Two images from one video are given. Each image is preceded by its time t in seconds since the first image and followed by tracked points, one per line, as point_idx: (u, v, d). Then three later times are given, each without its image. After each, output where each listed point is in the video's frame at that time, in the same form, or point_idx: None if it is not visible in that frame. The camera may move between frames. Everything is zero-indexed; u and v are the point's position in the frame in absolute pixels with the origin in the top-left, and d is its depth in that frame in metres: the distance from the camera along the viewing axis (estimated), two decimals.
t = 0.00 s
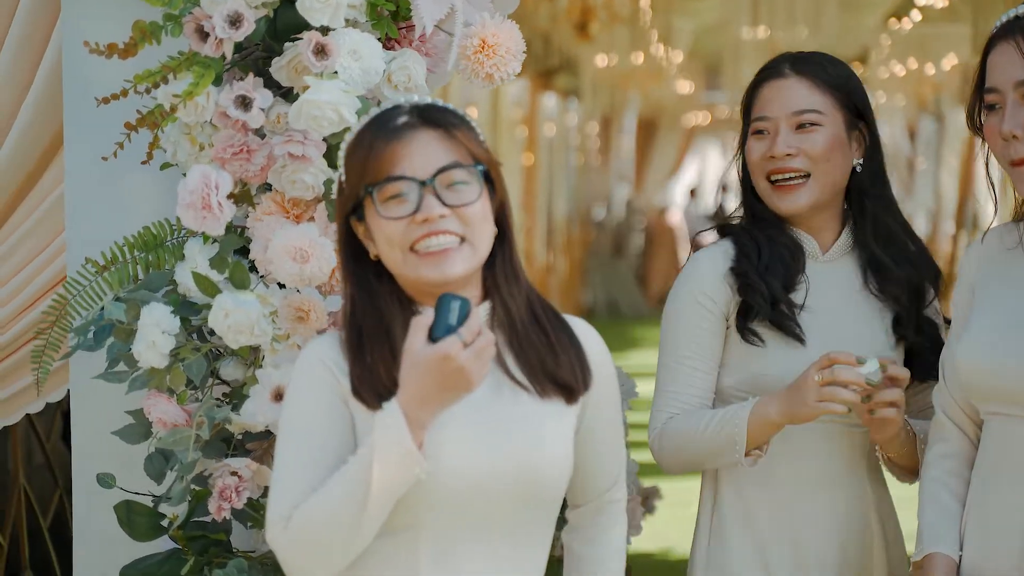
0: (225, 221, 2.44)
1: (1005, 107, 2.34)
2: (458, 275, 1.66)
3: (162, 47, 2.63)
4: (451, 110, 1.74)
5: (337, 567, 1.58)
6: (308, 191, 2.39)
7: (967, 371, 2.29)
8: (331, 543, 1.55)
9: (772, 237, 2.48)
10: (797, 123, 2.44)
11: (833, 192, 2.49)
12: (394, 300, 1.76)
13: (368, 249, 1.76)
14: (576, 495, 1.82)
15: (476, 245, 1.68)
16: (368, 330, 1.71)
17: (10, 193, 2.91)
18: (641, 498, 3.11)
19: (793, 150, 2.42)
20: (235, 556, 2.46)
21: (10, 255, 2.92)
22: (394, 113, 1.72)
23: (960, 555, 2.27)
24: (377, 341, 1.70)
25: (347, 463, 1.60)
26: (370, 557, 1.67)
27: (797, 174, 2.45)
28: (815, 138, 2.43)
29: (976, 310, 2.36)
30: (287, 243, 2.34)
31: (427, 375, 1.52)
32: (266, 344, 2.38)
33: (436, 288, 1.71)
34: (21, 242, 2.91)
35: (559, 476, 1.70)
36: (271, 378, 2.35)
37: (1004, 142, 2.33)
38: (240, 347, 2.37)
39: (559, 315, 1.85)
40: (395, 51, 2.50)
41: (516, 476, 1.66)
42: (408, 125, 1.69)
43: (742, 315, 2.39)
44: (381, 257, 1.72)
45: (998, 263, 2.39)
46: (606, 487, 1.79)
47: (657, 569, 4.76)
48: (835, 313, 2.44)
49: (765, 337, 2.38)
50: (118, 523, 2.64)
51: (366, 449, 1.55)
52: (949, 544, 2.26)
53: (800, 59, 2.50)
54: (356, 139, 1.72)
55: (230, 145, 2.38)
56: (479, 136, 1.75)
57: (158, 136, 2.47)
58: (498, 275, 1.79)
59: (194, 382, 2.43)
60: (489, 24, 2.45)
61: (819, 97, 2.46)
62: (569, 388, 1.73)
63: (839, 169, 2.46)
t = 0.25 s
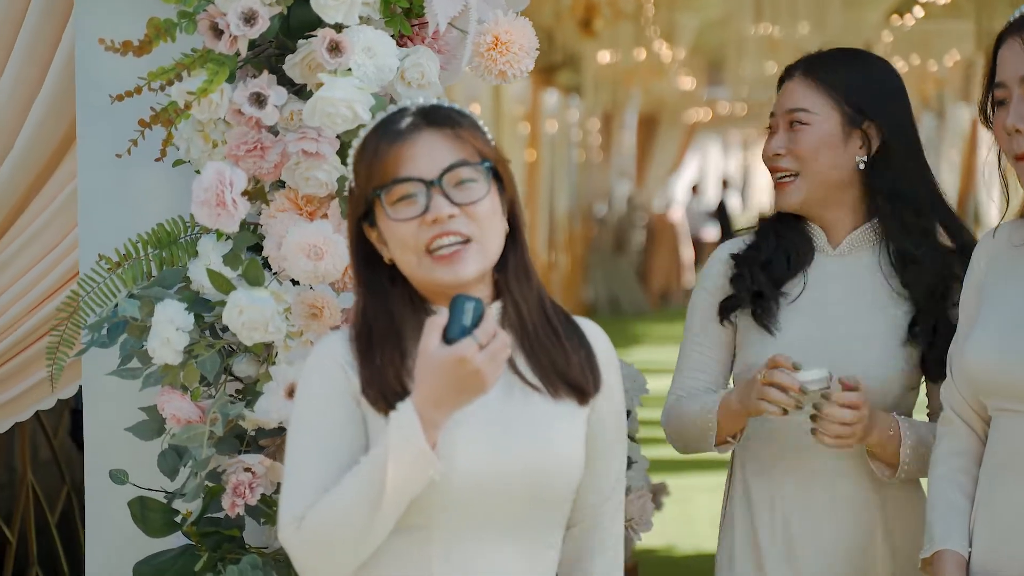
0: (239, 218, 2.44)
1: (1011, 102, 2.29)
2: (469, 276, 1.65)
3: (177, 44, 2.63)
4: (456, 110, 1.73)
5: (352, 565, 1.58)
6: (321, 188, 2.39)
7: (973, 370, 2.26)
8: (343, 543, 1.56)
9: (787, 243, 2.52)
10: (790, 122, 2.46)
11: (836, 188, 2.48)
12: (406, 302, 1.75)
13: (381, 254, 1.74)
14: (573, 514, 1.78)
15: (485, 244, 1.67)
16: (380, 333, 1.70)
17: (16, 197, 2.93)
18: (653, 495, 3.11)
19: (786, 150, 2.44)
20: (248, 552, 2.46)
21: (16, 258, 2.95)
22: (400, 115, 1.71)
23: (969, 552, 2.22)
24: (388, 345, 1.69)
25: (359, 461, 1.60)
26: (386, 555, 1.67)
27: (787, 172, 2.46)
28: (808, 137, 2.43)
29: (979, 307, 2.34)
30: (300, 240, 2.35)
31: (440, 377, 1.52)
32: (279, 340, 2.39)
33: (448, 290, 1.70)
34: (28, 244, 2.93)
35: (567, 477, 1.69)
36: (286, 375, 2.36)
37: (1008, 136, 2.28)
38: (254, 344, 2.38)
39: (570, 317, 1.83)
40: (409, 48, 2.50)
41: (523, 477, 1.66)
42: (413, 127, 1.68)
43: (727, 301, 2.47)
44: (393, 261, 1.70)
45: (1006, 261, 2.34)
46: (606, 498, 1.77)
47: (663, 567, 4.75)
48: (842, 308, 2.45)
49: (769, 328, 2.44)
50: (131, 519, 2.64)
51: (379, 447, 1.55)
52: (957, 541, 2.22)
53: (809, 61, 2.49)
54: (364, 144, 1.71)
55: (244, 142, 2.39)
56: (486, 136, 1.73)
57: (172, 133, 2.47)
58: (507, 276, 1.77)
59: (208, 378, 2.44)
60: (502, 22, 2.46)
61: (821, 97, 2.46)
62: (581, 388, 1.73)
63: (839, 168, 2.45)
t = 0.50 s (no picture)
0: (247, 214, 2.45)
1: (1002, 92, 2.25)
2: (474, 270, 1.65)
3: (185, 42, 2.64)
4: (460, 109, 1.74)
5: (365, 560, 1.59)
6: (329, 184, 2.40)
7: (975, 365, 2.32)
8: (356, 539, 1.57)
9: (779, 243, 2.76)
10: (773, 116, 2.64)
11: (802, 181, 2.63)
12: (414, 298, 1.75)
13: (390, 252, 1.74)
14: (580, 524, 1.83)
15: (489, 237, 1.66)
16: (390, 330, 1.71)
17: (21, 197, 2.93)
18: (658, 491, 3.12)
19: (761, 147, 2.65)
20: (256, 547, 2.47)
21: (20, 258, 2.95)
22: (403, 118, 1.72)
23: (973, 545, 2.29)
24: (397, 344, 1.69)
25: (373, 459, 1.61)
26: (395, 554, 1.68)
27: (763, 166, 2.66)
28: (776, 131, 2.62)
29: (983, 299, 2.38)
30: (309, 236, 2.36)
31: (460, 376, 1.53)
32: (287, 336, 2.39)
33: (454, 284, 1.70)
34: (34, 243, 2.93)
35: (575, 476, 1.71)
36: (294, 371, 2.36)
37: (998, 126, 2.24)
38: (263, 339, 2.38)
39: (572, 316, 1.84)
40: (416, 45, 2.51)
41: (533, 478, 1.67)
42: (414, 125, 1.69)
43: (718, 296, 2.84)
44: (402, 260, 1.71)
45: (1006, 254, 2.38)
46: (619, 501, 1.80)
47: (671, 564, 4.75)
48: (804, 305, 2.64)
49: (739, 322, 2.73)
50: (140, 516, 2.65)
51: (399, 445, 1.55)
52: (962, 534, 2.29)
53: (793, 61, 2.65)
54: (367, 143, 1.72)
55: (252, 138, 2.40)
56: (491, 133, 1.74)
57: (180, 129, 2.48)
58: (515, 278, 1.78)
59: (217, 374, 2.45)
60: (509, 18, 2.46)
61: (794, 94, 2.61)
62: (582, 391, 1.74)
63: (803, 161, 2.60)
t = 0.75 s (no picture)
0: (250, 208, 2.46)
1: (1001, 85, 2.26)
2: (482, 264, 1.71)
3: (188, 36, 2.64)
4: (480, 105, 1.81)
5: (364, 549, 1.61)
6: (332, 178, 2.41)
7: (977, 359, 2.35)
8: (357, 529, 1.59)
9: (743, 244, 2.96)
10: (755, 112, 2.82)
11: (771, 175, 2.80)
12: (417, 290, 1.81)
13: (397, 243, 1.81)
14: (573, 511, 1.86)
15: (500, 234, 1.73)
16: (391, 320, 1.76)
17: (21, 195, 2.94)
18: (659, 486, 3.13)
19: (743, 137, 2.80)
20: (259, 541, 2.47)
21: (21, 254, 2.95)
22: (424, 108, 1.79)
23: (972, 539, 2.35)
24: (398, 332, 1.74)
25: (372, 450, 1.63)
26: (392, 544, 1.71)
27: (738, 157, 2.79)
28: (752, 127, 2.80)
29: (981, 293, 2.45)
30: (312, 230, 2.36)
31: (456, 363, 1.53)
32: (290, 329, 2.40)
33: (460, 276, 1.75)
34: (36, 238, 2.94)
35: (572, 469, 1.74)
36: (296, 364, 2.37)
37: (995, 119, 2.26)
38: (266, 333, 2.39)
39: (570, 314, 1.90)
40: (419, 39, 2.51)
41: (530, 473, 1.70)
42: (435, 119, 1.76)
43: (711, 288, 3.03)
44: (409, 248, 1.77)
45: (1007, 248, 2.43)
46: (612, 493, 1.83)
47: (673, 563, 4.71)
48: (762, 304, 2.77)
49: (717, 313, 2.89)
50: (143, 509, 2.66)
51: (399, 434, 1.57)
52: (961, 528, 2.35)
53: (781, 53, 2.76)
54: (386, 132, 1.78)
55: (255, 132, 2.40)
56: (507, 134, 1.80)
57: (182, 123, 2.49)
58: (520, 277, 1.85)
59: (219, 368, 2.45)
60: (511, 13, 2.47)
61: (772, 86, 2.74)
62: (582, 388, 1.79)
63: (771, 153, 2.76)
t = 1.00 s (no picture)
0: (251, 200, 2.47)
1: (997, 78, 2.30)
2: (481, 257, 1.71)
3: (189, 30, 2.65)
4: (482, 96, 1.81)
5: (362, 539, 1.61)
6: (333, 170, 2.42)
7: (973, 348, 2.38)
8: (355, 518, 1.59)
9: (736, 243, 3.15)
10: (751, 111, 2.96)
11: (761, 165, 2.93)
12: (417, 283, 1.84)
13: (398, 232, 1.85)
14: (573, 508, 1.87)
15: (500, 226, 1.73)
16: (390, 311, 1.78)
17: (22, 192, 2.92)
18: (659, 478, 3.14)
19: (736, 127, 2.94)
20: (260, 531, 2.48)
21: (21, 250, 2.93)
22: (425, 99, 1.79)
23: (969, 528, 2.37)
24: (399, 322, 1.77)
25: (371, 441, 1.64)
26: (391, 535, 1.71)
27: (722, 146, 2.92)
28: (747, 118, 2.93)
29: (981, 283, 2.47)
30: (313, 221, 2.37)
31: (458, 356, 1.54)
32: (291, 321, 2.41)
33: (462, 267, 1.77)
34: (37, 232, 2.92)
35: (572, 461, 1.75)
36: (297, 355, 2.38)
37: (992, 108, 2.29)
38: (267, 324, 2.40)
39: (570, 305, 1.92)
40: (419, 31, 2.51)
41: (531, 466, 1.71)
42: (436, 109, 1.76)
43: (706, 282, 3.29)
44: (409, 236, 1.80)
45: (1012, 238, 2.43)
46: (612, 490, 1.85)
47: (676, 558, 4.72)
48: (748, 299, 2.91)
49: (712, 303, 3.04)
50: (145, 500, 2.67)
51: (401, 424, 1.57)
52: (958, 518, 2.37)
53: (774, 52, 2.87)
54: (386, 122, 1.79)
55: (257, 125, 2.41)
56: (507, 123, 1.81)
57: (184, 115, 2.50)
58: (521, 266, 1.88)
59: (221, 360, 2.46)
60: (512, 5, 2.47)
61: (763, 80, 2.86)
62: (582, 379, 1.81)
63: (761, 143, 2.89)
